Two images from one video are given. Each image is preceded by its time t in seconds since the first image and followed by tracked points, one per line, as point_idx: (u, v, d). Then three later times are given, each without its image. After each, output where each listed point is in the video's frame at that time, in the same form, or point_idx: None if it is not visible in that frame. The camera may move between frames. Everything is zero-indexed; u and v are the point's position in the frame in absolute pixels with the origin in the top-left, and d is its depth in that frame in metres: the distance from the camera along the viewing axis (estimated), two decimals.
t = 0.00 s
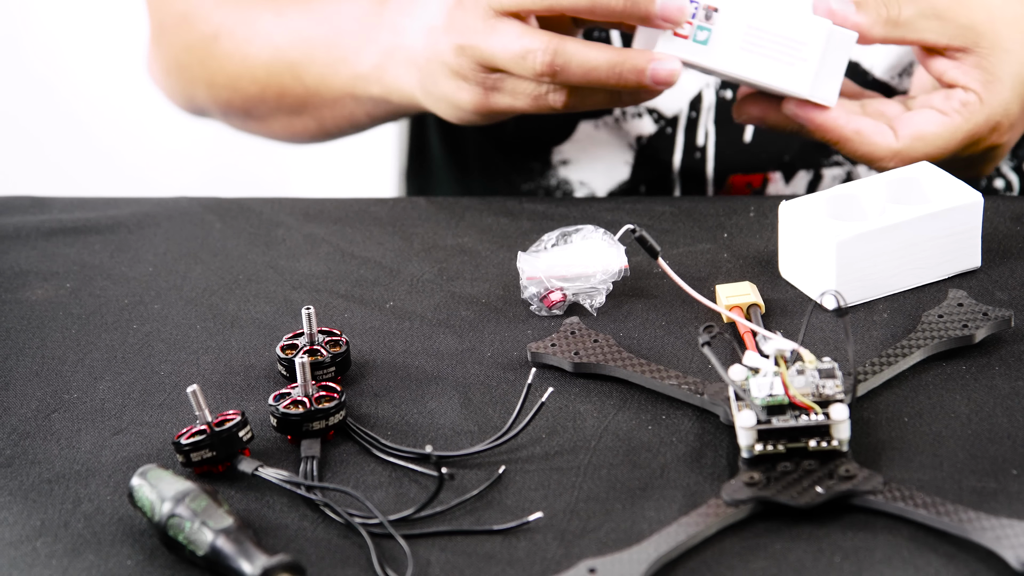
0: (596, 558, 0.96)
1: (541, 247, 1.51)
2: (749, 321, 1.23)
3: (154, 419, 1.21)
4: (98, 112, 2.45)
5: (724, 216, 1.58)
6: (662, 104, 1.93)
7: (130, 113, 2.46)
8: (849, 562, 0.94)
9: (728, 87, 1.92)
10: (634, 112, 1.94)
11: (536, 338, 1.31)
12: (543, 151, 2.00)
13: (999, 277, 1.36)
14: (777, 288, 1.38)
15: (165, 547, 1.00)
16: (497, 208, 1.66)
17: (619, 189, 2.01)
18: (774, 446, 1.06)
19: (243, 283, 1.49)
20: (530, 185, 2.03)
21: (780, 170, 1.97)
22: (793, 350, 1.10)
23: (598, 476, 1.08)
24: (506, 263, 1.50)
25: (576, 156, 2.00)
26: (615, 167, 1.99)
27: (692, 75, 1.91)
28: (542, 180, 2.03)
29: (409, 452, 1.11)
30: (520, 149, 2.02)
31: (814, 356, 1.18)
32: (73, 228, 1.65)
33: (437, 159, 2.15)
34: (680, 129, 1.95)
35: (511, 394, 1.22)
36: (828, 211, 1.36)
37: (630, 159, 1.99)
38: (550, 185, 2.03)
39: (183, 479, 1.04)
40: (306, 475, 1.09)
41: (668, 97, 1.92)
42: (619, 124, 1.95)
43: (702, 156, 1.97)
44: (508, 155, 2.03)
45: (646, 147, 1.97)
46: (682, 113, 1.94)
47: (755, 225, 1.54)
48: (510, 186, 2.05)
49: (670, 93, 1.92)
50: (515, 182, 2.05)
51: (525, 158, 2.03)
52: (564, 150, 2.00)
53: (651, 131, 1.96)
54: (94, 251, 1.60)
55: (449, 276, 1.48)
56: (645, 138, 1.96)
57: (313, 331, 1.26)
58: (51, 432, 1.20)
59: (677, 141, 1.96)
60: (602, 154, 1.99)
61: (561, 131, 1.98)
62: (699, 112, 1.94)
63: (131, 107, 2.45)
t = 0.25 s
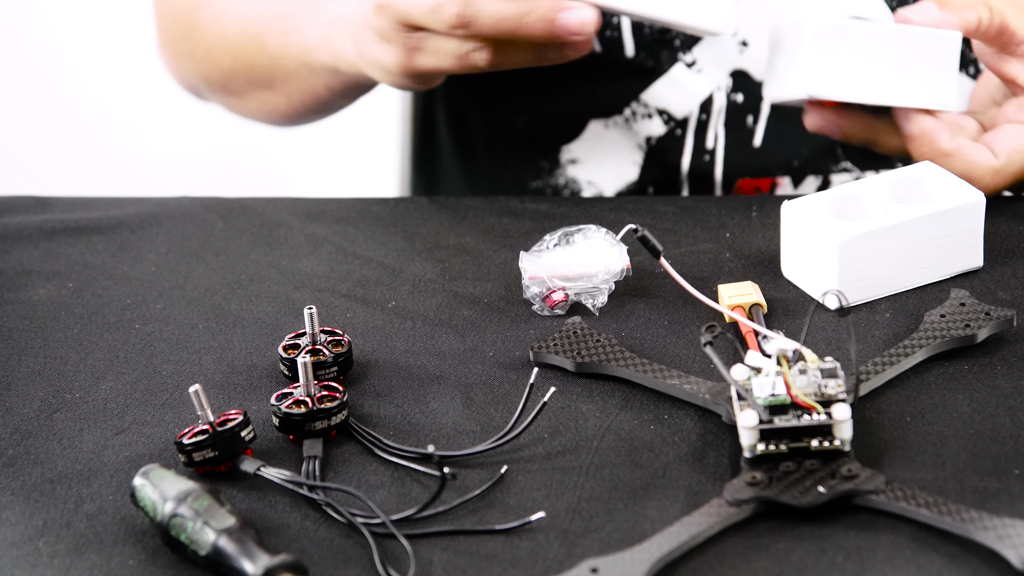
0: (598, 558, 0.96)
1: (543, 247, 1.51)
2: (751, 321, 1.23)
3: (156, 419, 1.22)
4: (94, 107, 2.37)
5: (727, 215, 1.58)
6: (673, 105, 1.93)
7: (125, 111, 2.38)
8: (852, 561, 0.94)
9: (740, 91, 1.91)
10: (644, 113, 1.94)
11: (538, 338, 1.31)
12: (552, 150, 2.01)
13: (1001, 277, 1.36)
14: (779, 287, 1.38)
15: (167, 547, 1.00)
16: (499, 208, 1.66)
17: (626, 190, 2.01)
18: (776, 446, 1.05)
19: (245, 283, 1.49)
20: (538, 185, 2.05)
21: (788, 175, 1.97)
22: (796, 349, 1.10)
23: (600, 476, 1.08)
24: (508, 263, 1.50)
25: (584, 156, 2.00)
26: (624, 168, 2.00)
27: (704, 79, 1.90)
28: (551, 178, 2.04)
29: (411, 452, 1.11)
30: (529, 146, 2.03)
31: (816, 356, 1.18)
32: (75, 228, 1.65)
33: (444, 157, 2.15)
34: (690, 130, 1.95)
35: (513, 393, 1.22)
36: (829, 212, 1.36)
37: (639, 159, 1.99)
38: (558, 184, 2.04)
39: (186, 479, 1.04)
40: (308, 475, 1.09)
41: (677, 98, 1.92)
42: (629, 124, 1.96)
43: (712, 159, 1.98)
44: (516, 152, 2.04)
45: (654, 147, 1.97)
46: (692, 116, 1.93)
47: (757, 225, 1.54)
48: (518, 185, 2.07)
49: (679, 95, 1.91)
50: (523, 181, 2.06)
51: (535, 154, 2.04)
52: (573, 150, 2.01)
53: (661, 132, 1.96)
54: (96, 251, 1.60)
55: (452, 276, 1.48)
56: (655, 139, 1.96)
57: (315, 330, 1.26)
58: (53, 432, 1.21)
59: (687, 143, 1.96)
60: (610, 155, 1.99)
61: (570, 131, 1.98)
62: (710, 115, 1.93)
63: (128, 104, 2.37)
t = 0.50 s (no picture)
0: (600, 558, 0.96)
1: (544, 247, 1.51)
2: (753, 320, 1.23)
3: (158, 418, 1.22)
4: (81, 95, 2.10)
5: (728, 215, 1.58)
6: (674, 114, 1.95)
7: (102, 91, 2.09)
8: (853, 561, 0.94)
9: (741, 97, 1.92)
10: (645, 121, 1.96)
11: (541, 338, 1.31)
12: (553, 160, 2.02)
13: (1002, 277, 1.36)
14: (781, 287, 1.38)
15: (169, 546, 1.00)
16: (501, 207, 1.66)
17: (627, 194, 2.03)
18: (778, 446, 1.05)
19: (247, 283, 1.49)
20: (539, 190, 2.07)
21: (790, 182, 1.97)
22: (797, 349, 1.10)
23: (602, 476, 1.08)
24: (510, 263, 1.50)
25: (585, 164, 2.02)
26: (626, 178, 2.03)
27: (705, 85, 1.91)
28: (552, 188, 2.06)
29: (413, 452, 1.11)
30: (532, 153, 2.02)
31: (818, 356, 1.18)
32: (76, 228, 1.65)
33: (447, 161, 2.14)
34: (692, 139, 1.96)
35: (515, 393, 1.22)
36: (830, 213, 1.36)
37: (641, 170, 2.02)
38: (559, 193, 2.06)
39: (187, 479, 1.04)
40: (310, 474, 1.09)
41: (679, 107, 1.94)
42: (631, 133, 1.97)
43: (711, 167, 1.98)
44: (518, 160, 2.04)
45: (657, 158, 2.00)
46: (693, 125, 1.95)
47: (758, 225, 1.54)
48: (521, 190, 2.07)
49: (680, 103, 1.93)
50: (526, 186, 2.07)
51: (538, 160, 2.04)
52: (573, 160, 2.02)
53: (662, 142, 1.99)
54: (98, 250, 1.60)
55: (453, 276, 1.48)
56: (656, 149, 1.98)
57: (317, 330, 1.26)
58: (55, 431, 1.20)
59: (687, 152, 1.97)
60: (610, 163, 2.01)
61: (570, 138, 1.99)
62: (710, 123, 1.95)
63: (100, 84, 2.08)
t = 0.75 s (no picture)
0: (600, 558, 0.96)
1: (545, 247, 1.51)
2: (753, 320, 1.23)
3: (159, 418, 1.22)
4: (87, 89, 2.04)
5: (730, 215, 1.58)
6: (674, 114, 1.93)
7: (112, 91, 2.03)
8: (854, 561, 0.94)
9: (742, 98, 1.90)
10: (646, 121, 1.94)
11: (542, 338, 1.31)
12: (555, 156, 2.01)
13: (1004, 277, 1.36)
14: (782, 287, 1.38)
15: (170, 546, 1.00)
16: (503, 207, 1.66)
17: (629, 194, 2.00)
18: (779, 446, 1.05)
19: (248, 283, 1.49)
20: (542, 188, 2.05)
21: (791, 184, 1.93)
22: (798, 349, 1.10)
23: (603, 476, 1.08)
24: (511, 263, 1.50)
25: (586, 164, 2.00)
26: (626, 177, 1.99)
27: (705, 86, 1.90)
28: (553, 183, 2.04)
29: (413, 451, 1.11)
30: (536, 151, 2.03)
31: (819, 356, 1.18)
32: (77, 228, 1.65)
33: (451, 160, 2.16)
34: (692, 139, 1.93)
35: (516, 393, 1.22)
36: (830, 213, 1.36)
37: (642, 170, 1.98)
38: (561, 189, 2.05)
39: (188, 479, 1.04)
40: (311, 474, 1.09)
41: (680, 106, 1.92)
42: (632, 132, 1.95)
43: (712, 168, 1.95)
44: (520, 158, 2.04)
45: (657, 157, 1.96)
46: (694, 126, 1.93)
47: (759, 225, 1.54)
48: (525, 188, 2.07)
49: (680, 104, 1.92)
50: (529, 185, 2.06)
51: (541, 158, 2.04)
52: (575, 157, 2.01)
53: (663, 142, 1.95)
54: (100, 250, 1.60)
55: (454, 275, 1.48)
56: (657, 149, 1.95)
57: (318, 330, 1.26)
58: (56, 431, 1.20)
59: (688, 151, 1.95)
60: (611, 163, 1.99)
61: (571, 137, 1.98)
62: (711, 124, 1.92)
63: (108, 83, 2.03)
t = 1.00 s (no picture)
0: (601, 558, 0.96)
1: (546, 247, 1.51)
2: (754, 320, 1.23)
3: (160, 418, 1.22)
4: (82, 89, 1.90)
5: (730, 215, 1.58)
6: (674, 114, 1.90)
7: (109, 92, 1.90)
8: (854, 561, 0.94)
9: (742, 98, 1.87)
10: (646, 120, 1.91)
11: (542, 338, 1.31)
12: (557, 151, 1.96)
13: (1004, 277, 1.36)
14: (782, 287, 1.38)
15: (171, 546, 1.00)
16: (503, 207, 1.66)
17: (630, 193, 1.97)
18: (779, 446, 1.05)
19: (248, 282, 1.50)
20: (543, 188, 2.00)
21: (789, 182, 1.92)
22: (798, 349, 1.10)
23: (603, 476, 1.07)
24: (512, 263, 1.50)
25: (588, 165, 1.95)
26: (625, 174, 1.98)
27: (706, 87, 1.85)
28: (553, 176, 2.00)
29: (414, 451, 1.11)
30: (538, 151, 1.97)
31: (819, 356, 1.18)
32: (77, 229, 1.65)
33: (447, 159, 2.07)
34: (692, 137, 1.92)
35: (517, 394, 1.22)
36: (830, 214, 1.36)
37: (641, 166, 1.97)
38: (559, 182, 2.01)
39: (189, 479, 1.04)
40: (312, 474, 1.09)
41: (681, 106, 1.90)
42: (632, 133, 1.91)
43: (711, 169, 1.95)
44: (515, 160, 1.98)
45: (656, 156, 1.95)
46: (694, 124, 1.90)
47: (760, 225, 1.54)
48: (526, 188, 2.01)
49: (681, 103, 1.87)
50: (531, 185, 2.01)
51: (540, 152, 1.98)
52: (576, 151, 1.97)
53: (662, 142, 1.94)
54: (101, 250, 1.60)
55: (455, 275, 1.48)
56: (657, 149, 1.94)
57: (318, 330, 1.26)
58: (56, 431, 1.20)
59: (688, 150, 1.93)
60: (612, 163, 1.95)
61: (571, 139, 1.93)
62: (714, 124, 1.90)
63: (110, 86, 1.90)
